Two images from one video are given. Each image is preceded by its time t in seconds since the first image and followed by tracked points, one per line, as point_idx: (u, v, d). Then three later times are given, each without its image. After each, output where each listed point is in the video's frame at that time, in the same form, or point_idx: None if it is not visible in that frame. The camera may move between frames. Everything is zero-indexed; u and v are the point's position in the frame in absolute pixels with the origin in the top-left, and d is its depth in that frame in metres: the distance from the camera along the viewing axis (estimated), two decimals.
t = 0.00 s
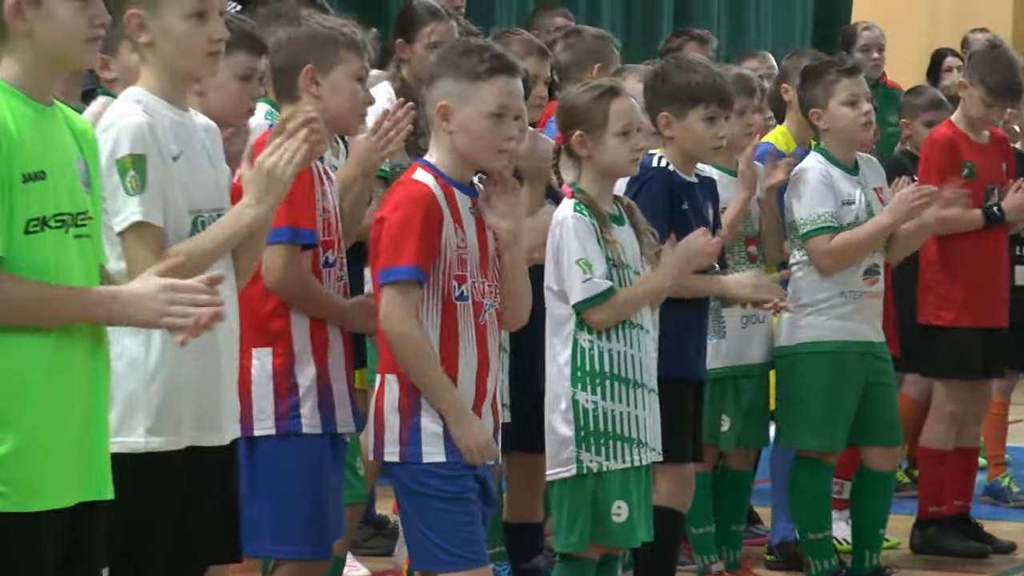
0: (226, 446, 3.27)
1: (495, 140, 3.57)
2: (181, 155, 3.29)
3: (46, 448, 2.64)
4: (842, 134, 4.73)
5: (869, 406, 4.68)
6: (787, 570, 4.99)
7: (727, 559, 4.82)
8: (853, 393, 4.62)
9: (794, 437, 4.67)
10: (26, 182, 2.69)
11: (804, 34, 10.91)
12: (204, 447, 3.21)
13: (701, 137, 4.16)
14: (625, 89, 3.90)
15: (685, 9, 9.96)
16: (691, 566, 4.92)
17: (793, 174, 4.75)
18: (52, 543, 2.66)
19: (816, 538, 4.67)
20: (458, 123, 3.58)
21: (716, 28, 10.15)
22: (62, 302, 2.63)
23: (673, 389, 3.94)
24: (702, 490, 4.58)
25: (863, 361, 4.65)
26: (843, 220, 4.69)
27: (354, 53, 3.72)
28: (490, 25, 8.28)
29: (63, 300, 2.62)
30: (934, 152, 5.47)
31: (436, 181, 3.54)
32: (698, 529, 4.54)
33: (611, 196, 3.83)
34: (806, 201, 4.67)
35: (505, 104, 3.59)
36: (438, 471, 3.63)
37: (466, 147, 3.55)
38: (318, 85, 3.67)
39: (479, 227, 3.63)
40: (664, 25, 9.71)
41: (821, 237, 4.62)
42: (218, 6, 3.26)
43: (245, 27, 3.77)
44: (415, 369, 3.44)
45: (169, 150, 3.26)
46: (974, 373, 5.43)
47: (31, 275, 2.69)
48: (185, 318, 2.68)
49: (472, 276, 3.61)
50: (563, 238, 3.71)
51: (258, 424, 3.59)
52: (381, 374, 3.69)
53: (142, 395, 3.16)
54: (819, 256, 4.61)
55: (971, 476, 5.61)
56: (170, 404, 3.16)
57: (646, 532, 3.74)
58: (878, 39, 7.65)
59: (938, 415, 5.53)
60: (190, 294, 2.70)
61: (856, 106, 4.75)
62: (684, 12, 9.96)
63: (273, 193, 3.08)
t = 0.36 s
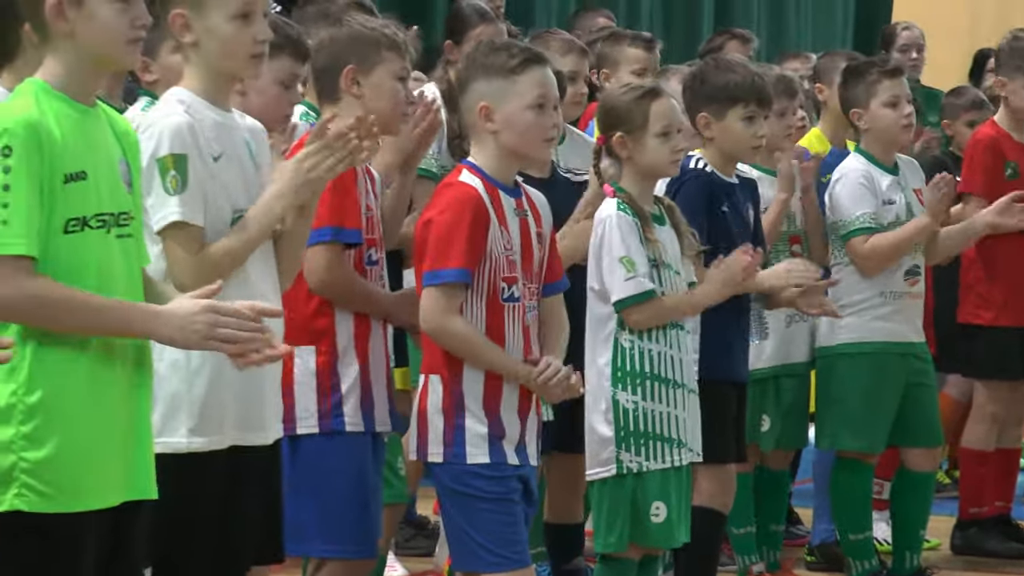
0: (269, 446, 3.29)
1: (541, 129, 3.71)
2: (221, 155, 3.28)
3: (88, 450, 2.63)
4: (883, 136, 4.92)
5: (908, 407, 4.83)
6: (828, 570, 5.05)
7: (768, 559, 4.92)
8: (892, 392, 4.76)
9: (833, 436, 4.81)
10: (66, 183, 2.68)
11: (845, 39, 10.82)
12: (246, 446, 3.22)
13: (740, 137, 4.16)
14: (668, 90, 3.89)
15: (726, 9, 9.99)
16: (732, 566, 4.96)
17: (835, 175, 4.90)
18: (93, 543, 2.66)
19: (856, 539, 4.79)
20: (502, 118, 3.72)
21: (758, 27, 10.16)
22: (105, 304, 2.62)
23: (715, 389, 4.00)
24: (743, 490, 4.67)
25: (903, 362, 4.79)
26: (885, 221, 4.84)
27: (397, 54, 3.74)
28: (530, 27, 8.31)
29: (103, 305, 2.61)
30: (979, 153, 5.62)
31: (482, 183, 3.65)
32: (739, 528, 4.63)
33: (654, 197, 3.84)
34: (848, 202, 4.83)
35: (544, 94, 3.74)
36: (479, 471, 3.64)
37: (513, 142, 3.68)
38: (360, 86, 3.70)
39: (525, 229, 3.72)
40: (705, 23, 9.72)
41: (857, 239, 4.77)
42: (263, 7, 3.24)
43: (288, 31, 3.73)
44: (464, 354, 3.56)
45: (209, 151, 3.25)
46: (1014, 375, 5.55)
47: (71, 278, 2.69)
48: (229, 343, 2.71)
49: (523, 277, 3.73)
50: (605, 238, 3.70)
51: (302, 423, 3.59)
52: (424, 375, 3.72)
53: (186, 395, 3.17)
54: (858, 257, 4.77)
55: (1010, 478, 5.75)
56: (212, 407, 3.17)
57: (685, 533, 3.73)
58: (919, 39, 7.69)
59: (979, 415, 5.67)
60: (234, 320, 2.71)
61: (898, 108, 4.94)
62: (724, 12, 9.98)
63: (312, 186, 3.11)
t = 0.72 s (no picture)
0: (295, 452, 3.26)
1: (565, 132, 3.74)
2: (248, 162, 3.25)
3: (112, 458, 2.65)
4: (910, 142, 4.94)
5: (932, 414, 4.82)
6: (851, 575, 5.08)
7: (791, 566, 4.95)
8: (915, 399, 4.76)
9: (856, 442, 4.82)
10: (92, 191, 2.69)
11: (869, 44, 10.86)
12: (271, 454, 3.21)
13: (759, 140, 4.20)
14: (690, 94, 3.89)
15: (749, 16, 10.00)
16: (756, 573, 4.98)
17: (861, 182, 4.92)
18: (116, 550, 2.68)
19: (880, 546, 4.78)
20: (527, 124, 3.74)
21: (781, 35, 10.17)
22: (132, 314, 2.64)
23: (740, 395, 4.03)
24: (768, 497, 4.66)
25: (928, 369, 4.79)
26: (917, 227, 4.86)
27: (419, 56, 3.75)
28: (555, 34, 8.28)
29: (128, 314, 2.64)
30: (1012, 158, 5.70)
31: (507, 189, 3.66)
32: (763, 535, 4.64)
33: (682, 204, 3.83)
34: (877, 209, 4.84)
35: (566, 97, 3.78)
36: (503, 477, 3.63)
37: (536, 147, 3.70)
38: (383, 89, 3.71)
39: (547, 235, 3.73)
40: (730, 30, 9.70)
41: (894, 246, 4.77)
42: (290, 13, 3.25)
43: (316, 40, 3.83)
44: (490, 350, 3.55)
45: (237, 156, 3.23)
46: None
47: (98, 287, 2.69)
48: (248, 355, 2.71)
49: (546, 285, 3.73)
50: (629, 245, 3.71)
51: (331, 427, 3.60)
52: (448, 382, 3.72)
53: (212, 396, 3.16)
54: (892, 264, 4.77)
55: None
56: (238, 411, 3.16)
57: (708, 539, 3.72)
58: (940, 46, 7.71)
59: (1008, 421, 5.76)
60: (253, 333, 2.72)
61: (924, 115, 4.97)
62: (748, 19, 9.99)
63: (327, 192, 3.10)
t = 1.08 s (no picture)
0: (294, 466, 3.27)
1: (567, 144, 3.73)
2: (251, 175, 3.26)
3: (119, 469, 2.65)
4: (909, 155, 4.96)
5: (937, 427, 4.81)
6: None
7: None
8: (920, 411, 4.76)
9: (861, 454, 4.81)
10: (97, 204, 2.68)
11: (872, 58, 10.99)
12: (274, 466, 3.22)
13: (757, 150, 4.20)
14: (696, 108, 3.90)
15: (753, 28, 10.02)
16: None
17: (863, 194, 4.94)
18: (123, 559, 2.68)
19: (885, 558, 4.78)
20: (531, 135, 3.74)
21: (785, 46, 10.19)
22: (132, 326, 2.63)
23: (741, 408, 4.04)
24: (771, 508, 4.66)
25: (933, 382, 4.79)
26: (910, 241, 4.87)
27: (423, 63, 3.76)
28: (559, 45, 8.25)
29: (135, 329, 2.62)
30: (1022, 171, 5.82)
31: (512, 201, 3.67)
32: (765, 547, 4.64)
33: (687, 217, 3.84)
34: (874, 221, 4.85)
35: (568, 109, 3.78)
36: (506, 490, 3.65)
37: (539, 158, 3.71)
38: (387, 98, 3.72)
39: (551, 248, 3.74)
40: (733, 43, 9.73)
41: (882, 259, 4.80)
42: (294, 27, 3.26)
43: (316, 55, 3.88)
44: (488, 360, 3.55)
45: (241, 170, 3.24)
46: None
47: (102, 299, 2.68)
48: (249, 373, 2.65)
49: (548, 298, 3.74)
50: (632, 257, 3.71)
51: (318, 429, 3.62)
52: (449, 393, 3.75)
53: (212, 416, 3.19)
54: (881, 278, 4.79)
55: None
56: (238, 425, 3.18)
57: (713, 552, 3.72)
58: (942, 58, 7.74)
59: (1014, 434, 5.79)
60: (253, 352, 2.65)
61: (926, 128, 5.00)
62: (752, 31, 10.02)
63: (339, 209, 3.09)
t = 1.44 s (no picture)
0: (343, 472, 3.26)
1: (589, 153, 3.71)
2: (299, 180, 3.26)
3: (168, 476, 2.65)
4: (955, 163, 5.02)
5: (985, 435, 4.81)
6: None
7: None
8: (968, 419, 4.76)
9: (908, 462, 4.79)
10: (145, 212, 2.68)
11: (919, 69, 11.18)
12: (323, 473, 3.21)
13: (802, 154, 4.27)
14: (748, 115, 3.90)
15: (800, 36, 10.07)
16: None
17: (909, 202, 4.94)
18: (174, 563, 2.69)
19: (933, 566, 4.78)
20: (558, 147, 3.76)
21: (831, 54, 10.22)
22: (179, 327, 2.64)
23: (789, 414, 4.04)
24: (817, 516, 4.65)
25: (979, 390, 4.79)
26: (960, 247, 4.88)
27: (456, 65, 3.77)
28: (604, 53, 8.25)
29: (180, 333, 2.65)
30: None
31: (557, 207, 3.67)
32: (813, 554, 4.62)
33: (733, 224, 3.84)
34: (924, 230, 4.86)
35: (596, 114, 3.77)
36: (553, 497, 3.65)
37: (572, 167, 3.70)
38: (418, 102, 3.75)
39: (596, 254, 3.72)
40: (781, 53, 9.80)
41: (938, 267, 4.80)
42: (338, 32, 3.28)
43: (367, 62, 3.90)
44: (534, 369, 3.55)
45: (289, 175, 3.24)
46: None
47: (151, 306, 2.68)
48: (300, 386, 2.69)
49: (592, 305, 3.71)
50: (681, 265, 3.71)
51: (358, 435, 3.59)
52: (495, 400, 3.75)
53: (260, 421, 3.19)
54: (938, 284, 4.79)
55: None
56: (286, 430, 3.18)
57: (763, 560, 3.72)
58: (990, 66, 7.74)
59: None
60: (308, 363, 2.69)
61: (971, 134, 5.06)
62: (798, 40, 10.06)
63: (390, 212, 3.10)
